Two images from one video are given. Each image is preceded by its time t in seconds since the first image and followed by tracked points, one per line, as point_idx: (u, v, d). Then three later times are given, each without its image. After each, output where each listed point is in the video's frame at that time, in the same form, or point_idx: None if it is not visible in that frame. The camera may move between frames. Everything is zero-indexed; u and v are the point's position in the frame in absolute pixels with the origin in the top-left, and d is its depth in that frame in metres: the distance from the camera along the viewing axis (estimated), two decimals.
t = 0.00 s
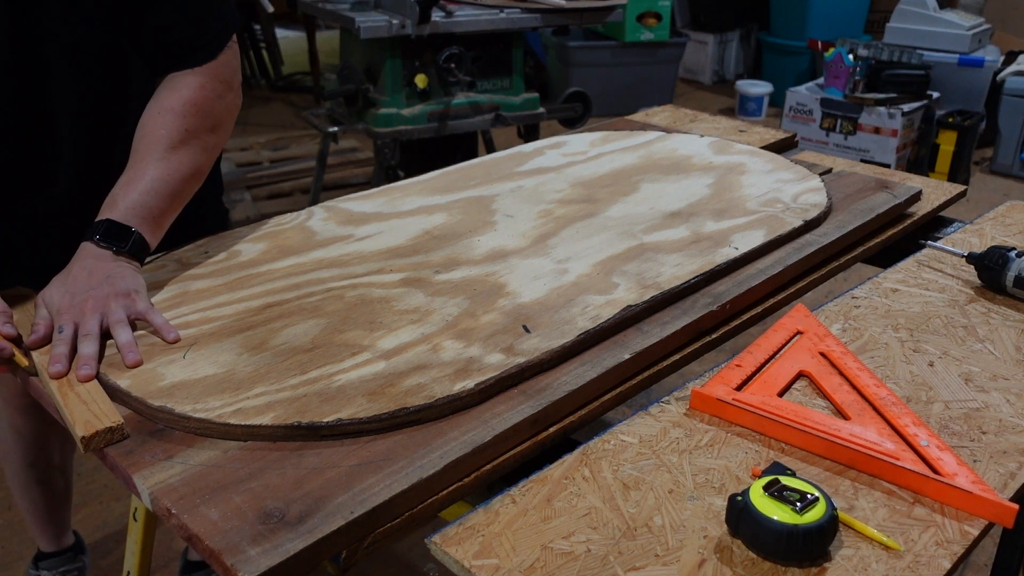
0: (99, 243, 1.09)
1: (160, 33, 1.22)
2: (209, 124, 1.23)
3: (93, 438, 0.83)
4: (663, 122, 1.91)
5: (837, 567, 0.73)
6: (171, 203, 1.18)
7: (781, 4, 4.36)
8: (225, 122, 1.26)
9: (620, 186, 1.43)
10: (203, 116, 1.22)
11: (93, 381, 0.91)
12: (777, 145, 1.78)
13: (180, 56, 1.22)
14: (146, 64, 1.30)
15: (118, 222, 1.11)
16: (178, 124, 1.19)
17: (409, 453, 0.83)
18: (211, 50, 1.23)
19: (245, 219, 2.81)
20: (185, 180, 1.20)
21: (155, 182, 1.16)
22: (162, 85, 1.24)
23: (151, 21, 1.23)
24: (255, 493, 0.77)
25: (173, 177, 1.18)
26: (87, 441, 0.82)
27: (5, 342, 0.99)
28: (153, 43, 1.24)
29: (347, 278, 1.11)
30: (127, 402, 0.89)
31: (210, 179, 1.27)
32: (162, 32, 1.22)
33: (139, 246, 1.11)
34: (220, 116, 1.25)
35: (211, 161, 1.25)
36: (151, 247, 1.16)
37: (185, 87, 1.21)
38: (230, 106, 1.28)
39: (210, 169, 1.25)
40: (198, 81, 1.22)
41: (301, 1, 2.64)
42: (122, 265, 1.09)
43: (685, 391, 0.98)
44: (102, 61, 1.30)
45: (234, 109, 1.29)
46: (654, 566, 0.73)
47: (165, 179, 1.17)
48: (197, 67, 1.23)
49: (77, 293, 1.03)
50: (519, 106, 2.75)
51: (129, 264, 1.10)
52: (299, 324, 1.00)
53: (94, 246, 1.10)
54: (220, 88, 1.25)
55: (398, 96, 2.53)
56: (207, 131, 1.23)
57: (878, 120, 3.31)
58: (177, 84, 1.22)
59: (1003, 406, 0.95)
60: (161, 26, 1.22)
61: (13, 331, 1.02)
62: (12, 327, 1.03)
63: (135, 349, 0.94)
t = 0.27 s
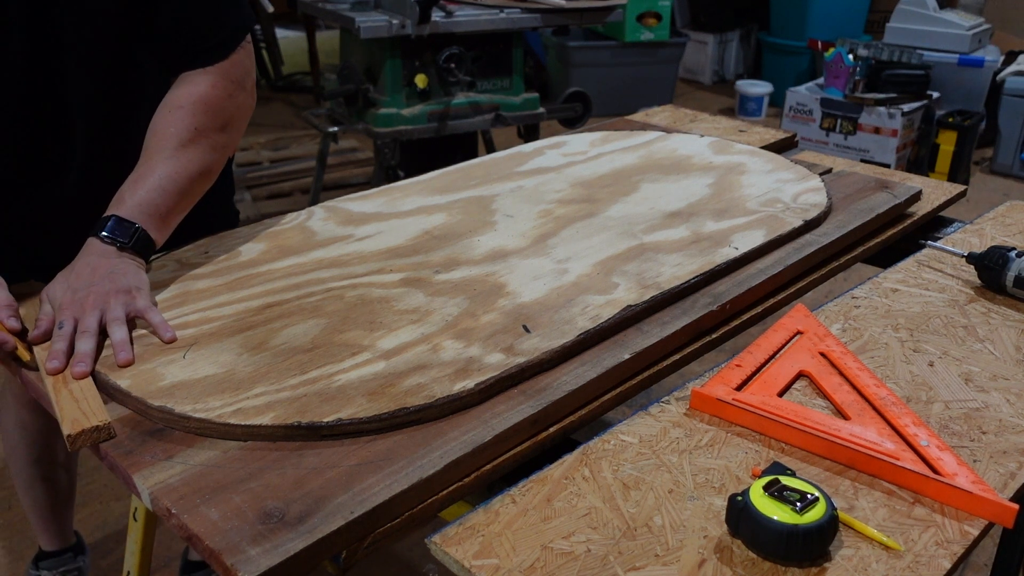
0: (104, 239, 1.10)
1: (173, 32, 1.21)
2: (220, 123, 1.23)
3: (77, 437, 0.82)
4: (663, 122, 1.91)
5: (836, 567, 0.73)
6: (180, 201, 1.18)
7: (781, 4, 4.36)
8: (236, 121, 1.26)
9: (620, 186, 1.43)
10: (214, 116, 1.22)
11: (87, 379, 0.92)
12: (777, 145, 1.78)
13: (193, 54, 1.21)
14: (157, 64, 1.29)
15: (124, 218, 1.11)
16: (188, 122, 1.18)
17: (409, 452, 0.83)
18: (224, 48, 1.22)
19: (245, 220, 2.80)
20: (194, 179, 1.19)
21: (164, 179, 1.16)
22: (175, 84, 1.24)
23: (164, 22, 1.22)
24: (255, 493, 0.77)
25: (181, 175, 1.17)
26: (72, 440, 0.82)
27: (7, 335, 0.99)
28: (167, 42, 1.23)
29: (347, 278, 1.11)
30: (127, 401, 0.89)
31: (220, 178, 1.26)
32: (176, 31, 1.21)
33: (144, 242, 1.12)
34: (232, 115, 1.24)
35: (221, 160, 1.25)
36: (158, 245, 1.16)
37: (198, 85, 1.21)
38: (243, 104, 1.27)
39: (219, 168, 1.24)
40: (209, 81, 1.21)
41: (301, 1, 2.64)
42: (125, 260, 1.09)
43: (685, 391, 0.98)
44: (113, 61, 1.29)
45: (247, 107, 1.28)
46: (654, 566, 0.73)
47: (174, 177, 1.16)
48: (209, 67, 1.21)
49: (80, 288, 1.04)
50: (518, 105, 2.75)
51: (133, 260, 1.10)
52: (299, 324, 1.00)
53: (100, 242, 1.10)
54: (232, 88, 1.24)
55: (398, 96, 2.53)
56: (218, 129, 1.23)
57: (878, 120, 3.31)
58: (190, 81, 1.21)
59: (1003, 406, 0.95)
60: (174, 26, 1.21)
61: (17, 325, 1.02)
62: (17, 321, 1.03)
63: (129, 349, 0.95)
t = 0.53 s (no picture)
0: (110, 236, 1.10)
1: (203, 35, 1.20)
2: (238, 128, 1.21)
3: (63, 434, 0.83)
4: (663, 122, 1.91)
5: (837, 567, 0.73)
6: (192, 202, 1.17)
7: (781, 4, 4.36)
8: (255, 127, 1.24)
9: (620, 186, 1.43)
10: (233, 120, 1.20)
11: (80, 375, 0.92)
12: (777, 145, 1.78)
13: (220, 56, 1.19)
14: (184, 69, 1.27)
15: (133, 215, 1.11)
16: (205, 125, 1.17)
17: (409, 452, 0.83)
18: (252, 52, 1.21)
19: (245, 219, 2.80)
20: (207, 181, 1.18)
21: (177, 180, 1.15)
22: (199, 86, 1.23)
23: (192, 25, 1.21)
24: (255, 493, 0.77)
25: (194, 177, 1.16)
26: (57, 436, 0.83)
27: (9, 327, 1.01)
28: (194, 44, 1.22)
29: (347, 278, 1.11)
30: (128, 402, 0.89)
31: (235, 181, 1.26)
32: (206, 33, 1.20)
33: (149, 241, 1.11)
34: (253, 119, 1.23)
35: (238, 164, 1.23)
36: (166, 244, 1.16)
37: (220, 87, 1.19)
38: (265, 109, 1.26)
39: (235, 172, 1.23)
40: (231, 86, 1.20)
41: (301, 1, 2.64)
42: (128, 258, 1.09)
43: (684, 391, 0.98)
44: (138, 59, 1.28)
45: (269, 112, 1.27)
46: (654, 566, 0.73)
47: (187, 178, 1.16)
48: (231, 72, 1.20)
49: (81, 284, 1.04)
50: (518, 106, 2.75)
51: (137, 258, 1.10)
52: (299, 324, 1.00)
53: (106, 239, 1.10)
54: (254, 94, 1.23)
55: (398, 96, 2.53)
56: (237, 134, 1.21)
57: (878, 120, 3.31)
58: (214, 83, 1.20)
59: (1003, 406, 0.95)
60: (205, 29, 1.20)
61: (20, 319, 1.03)
62: (20, 314, 1.04)
63: (121, 346, 0.94)
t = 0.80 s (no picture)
0: (116, 229, 1.10)
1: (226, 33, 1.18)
2: (251, 131, 1.20)
3: (44, 425, 0.85)
4: (663, 122, 1.91)
5: (837, 567, 0.73)
6: (199, 201, 1.17)
7: (781, 4, 4.36)
8: (269, 129, 1.23)
9: (620, 186, 1.43)
10: (246, 122, 1.19)
11: (72, 367, 0.94)
12: (777, 145, 1.78)
13: (234, 58, 1.18)
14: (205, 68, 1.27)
15: (139, 210, 1.11)
16: (217, 126, 1.16)
17: (409, 452, 0.83)
18: (271, 55, 1.19)
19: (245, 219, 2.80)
20: (216, 181, 1.18)
21: (186, 178, 1.15)
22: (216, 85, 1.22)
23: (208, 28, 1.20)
24: (255, 493, 0.77)
25: (203, 177, 1.16)
26: (36, 427, 0.85)
27: (14, 316, 1.05)
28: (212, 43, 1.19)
29: (347, 278, 1.11)
30: (128, 402, 0.89)
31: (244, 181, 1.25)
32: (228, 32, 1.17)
33: (154, 237, 1.12)
34: (267, 122, 1.22)
35: (249, 165, 1.23)
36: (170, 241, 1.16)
37: (237, 88, 1.18)
38: (280, 112, 1.25)
39: (245, 173, 1.22)
40: (246, 88, 1.19)
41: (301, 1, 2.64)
42: (133, 252, 1.10)
43: (684, 391, 0.98)
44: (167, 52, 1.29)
45: (284, 114, 1.26)
46: (653, 566, 0.73)
47: (196, 177, 1.16)
48: (247, 74, 1.19)
49: (85, 276, 1.05)
50: (518, 106, 2.75)
51: (141, 253, 1.11)
52: (299, 323, 1.00)
53: (112, 232, 1.11)
54: (269, 97, 1.21)
55: (398, 96, 2.53)
56: (249, 136, 1.20)
57: (878, 120, 3.31)
58: (230, 82, 1.19)
59: (1003, 406, 0.95)
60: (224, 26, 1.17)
61: (26, 309, 1.09)
62: (26, 304, 1.09)
63: (115, 340, 0.96)
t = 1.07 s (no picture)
0: (121, 221, 1.13)
1: (234, 28, 1.19)
2: (258, 123, 1.21)
3: (27, 415, 0.87)
4: (663, 122, 1.91)
5: (837, 567, 0.73)
6: (206, 194, 1.19)
7: (781, 4, 4.36)
8: (276, 122, 1.24)
9: (620, 186, 1.43)
10: (253, 115, 1.20)
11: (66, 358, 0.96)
12: (777, 145, 1.78)
13: (241, 51, 1.19)
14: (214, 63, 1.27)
15: (145, 202, 1.13)
16: (223, 119, 1.18)
17: (409, 452, 0.83)
18: (279, 49, 1.20)
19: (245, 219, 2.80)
20: (222, 174, 1.19)
21: (193, 171, 1.17)
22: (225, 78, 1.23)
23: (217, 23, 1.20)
24: (255, 493, 0.77)
25: (209, 170, 1.17)
26: (21, 415, 0.87)
27: (20, 305, 1.06)
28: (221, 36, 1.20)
29: (347, 278, 1.11)
30: (128, 402, 0.89)
31: (251, 174, 1.26)
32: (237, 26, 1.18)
33: (160, 231, 1.13)
34: (274, 115, 1.23)
35: (256, 157, 1.24)
36: (177, 234, 1.17)
37: (243, 81, 1.19)
38: (288, 106, 1.26)
39: (252, 165, 1.23)
40: (252, 81, 1.19)
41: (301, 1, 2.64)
42: (138, 244, 1.12)
43: (684, 391, 0.98)
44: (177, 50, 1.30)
45: (291, 108, 1.27)
46: (653, 566, 0.73)
47: (202, 170, 1.17)
48: (254, 67, 1.19)
49: (87, 268, 1.07)
50: (518, 106, 2.75)
51: (146, 246, 1.13)
52: (299, 324, 1.00)
53: (119, 224, 1.13)
54: (275, 90, 1.22)
55: (398, 96, 2.53)
56: (256, 129, 1.21)
57: (878, 120, 3.31)
58: (238, 76, 1.20)
59: (1003, 406, 0.95)
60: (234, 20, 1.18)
61: (32, 298, 1.09)
62: (33, 293, 1.09)
63: (112, 333, 0.98)
